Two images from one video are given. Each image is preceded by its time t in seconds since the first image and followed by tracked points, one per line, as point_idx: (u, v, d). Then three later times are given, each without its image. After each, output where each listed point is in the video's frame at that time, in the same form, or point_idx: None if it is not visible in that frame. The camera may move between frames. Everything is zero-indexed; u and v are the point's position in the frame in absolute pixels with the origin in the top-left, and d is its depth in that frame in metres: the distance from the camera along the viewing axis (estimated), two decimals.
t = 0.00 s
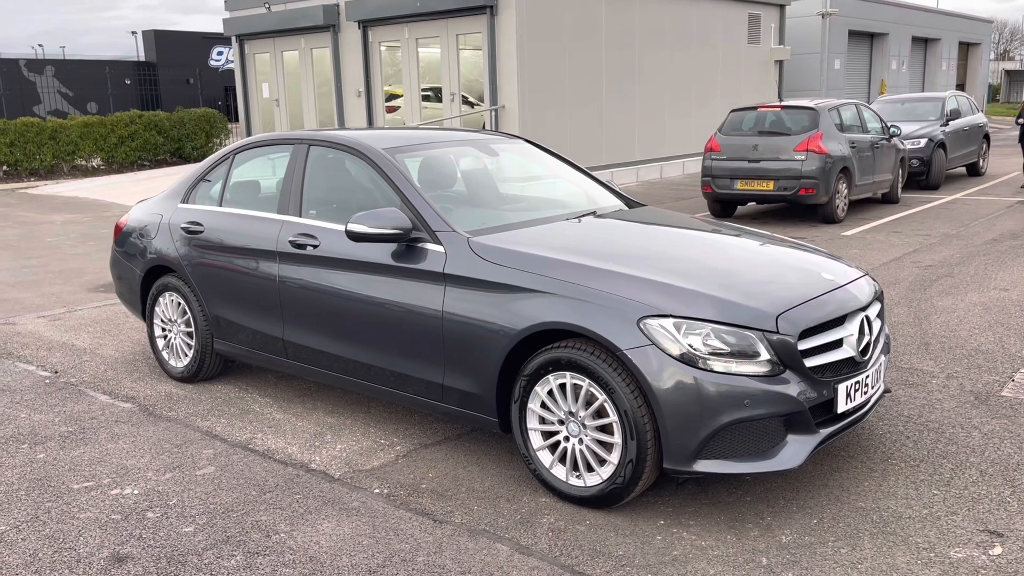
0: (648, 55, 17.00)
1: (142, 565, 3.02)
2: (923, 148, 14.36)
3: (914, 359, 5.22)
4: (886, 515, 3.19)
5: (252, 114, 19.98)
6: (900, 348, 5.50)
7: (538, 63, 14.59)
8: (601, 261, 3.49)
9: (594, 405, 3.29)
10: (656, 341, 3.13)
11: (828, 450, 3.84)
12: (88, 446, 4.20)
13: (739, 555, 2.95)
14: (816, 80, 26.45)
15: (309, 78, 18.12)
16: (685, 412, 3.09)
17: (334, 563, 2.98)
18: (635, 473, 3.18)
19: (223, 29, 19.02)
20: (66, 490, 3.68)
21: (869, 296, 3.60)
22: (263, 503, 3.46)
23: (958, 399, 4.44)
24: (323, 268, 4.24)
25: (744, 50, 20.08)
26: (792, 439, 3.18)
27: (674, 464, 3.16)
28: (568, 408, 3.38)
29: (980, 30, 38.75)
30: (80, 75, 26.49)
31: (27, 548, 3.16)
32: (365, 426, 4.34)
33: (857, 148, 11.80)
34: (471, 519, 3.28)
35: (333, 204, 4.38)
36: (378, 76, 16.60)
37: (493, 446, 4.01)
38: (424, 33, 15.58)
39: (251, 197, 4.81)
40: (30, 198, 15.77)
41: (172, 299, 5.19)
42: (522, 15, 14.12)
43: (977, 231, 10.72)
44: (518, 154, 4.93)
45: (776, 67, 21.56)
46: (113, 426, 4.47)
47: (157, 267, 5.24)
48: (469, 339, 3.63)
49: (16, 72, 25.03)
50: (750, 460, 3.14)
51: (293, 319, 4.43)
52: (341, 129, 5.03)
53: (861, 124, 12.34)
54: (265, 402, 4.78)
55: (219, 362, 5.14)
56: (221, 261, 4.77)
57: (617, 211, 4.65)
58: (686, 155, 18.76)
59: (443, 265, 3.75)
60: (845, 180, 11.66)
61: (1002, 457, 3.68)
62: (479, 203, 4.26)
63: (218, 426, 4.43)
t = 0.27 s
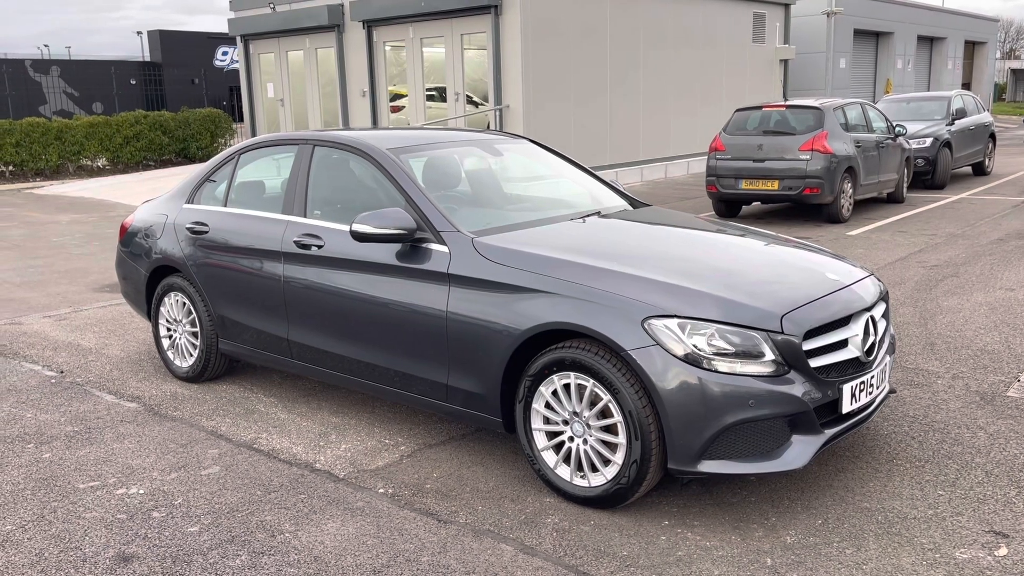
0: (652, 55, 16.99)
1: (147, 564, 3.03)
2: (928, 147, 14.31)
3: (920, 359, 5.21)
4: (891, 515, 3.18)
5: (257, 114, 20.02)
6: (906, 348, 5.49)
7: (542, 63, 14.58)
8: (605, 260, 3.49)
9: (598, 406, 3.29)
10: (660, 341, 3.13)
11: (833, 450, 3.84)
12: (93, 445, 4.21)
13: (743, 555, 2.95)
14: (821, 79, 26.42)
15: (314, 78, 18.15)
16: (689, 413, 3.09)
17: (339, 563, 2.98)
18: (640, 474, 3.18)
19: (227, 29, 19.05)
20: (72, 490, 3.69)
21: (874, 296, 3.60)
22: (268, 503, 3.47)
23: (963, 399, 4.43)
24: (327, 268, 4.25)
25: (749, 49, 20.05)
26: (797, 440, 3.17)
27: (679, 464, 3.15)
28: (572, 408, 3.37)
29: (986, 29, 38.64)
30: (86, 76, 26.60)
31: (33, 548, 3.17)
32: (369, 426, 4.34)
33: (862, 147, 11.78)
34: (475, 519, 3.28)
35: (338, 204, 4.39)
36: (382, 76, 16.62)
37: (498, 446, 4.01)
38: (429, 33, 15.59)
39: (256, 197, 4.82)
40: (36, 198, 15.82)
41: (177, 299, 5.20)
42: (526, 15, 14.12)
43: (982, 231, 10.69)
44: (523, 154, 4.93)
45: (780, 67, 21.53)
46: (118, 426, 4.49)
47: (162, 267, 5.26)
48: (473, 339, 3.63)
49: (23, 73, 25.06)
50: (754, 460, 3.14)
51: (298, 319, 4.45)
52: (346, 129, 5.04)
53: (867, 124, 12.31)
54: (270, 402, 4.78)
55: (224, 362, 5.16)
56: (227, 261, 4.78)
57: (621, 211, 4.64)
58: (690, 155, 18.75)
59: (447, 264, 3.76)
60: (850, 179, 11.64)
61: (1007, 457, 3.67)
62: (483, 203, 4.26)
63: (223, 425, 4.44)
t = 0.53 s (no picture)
0: (659, 54, 16.97)
1: (155, 562, 3.04)
2: (937, 146, 14.26)
3: (927, 359, 5.20)
4: (898, 515, 3.17)
5: (264, 114, 20.07)
6: (913, 348, 5.47)
7: (549, 62, 14.59)
8: (611, 260, 3.49)
9: (604, 405, 3.29)
10: (666, 341, 3.13)
11: (840, 450, 3.83)
12: (102, 444, 4.24)
13: (750, 555, 2.95)
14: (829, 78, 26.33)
15: (321, 78, 18.18)
16: (696, 412, 3.08)
17: (345, 562, 2.99)
18: (646, 473, 3.18)
19: (235, 29, 19.11)
20: (81, 488, 3.71)
21: (881, 295, 3.59)
22: (275, 501, 3.48)
23: (970, 400, 4.42)
24: (334, 267, 4.26)
25: (756, 48, 20.01)
26: (803, 440, 3.17)
27: (685, 464, 3.15)
28: (578, 407, 3.37)
29: (994, 28, 38.46)
30: (95, 76, 26.70)
31: (41, 545, 3.19)
32: (376, 425, 4.35)
33: (870, 147, 11.75)
34: (482, 518, 3.29)
35: (345, 203, 4.40)
36: (389, 75, 16.64)
37: (504, 445, 4.02)
38: (436, 32, 15.61)
39: (263, 197, 4.84)
40: (45, 198, 15.91)
41: (185, 298, 5.22)
42: (533, 15, 14.12)
43: (991, 230, 10.64)
44: (530, 153, 4.93)
45: (788, 66, 21.48)
46: (127, 424, 4.51)
47: (170, 266, 5.28)
48: (480, 338, 3.63)
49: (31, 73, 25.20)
50: (761, 460, 3.14)
51: (305, 318, 4.46)
52: (353, 129, 5.05)
53: (874, 123, 12.28)
54: (277, 401, 4.80)
55: (232, 360, 5.17)
56: (234, 261, 4.80)
57: (627, 210, 4.64)
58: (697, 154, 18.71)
59: (454, 264, 3.76)
60: (858, 179, 11.61)
61: (1016, 457, 3.65)
62: (490, 203, 4.26)
63: (230, 424, 4.45)
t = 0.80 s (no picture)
0: (669, 53, 16.93)
1: (164, 559, 3.06)
2: (948, 145, 14.19)
3: (938, 359, 5.17)
4: (907, 516, 3.16)
5: (274, 113, 20.13)
6: (923, 348, 5.45)
7: (558, 61, 14.57)
8: (619, 259, 3.49)
9: (611, 404, 3.28)
10: (674, 340, 3.12)
11: (849, 450, 3.82)
12: (112, 441, 4.26)
13: (758, 555, 2.94)
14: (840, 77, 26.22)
15: (331, 77, 18.22)
16: (703, 411, 3.08)
17: (352, 560, 3.00)
18: (653, 472, 3.17)
19: (245, 29, 19.17)
20: (90, 485, 3.73)
21: (890, 295, 3.58)
22: (283, 499, 3.49)
23: (981, 400, 4.39)
24: (343, 266, 4.27)
25: (766, 47, 19.93)
26: (812, 440, 3.16)
27: (693, 464, 3.15)
28: (586, 407, 3.37)
29: (1007, 26, 38.22)
30: (107, 76, 26.88)
31: (51, 542, 3.21)
32: (383, 424, 4.36)
33: (881, 145, 11.70)
34: (489, 517, 3.29)
35: (354, 202, 4.41)
36: (399, 74, 16.67)
37: (511, 444, 4.02)
38: (445, 32, 15.62)
39: (272, 195, 4.85)
40: (56, 197, 15.99)
41: (194, 297, 5.24)
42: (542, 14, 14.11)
43: (1003, 230, 10.57)
44: (538, 152, 4.93)
45: (798, 65, 21.40)
46: (136, 422, 4.53)
47: (180, 265, 5.30)
48: (487, 337, 3.64)
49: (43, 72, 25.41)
50: (769, 460, 3.13)
51: (313, 316, 4.47)
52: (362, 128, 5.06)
53: (885, 122, 12.23)
54: (286, 400, 4.81)
55: (241, 359, 5.19)
56: (243, 259, 4.81)
57: (636, 210, 4.63)
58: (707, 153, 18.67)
59: (462, 263, 3.77)
60: (868, 178, 11.57)
61: None
62: (498, 202, 4.26)
63: (239, 422, 4.47)
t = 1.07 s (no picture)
0: (681, 52, 16.88)
1: (171, 555, 3.07)
2: (962, 145, 14.08)
3: (949, 359, 5.13)
4: (916, 516, 3.14)
5: (286, 112, 20.20)
6: (934, 347, 5.41)
7: (569, 60, 14.56)
8: (626, 258, 3.48)
9: (618, 403, 3.27)
10: (681, 339, 3.11)
11: (858, 450, 3.79)
12: (121, 437, 4.29)
13: (764, 554, 2.92)
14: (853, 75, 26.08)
15: (342, 77, 18.27)
16: (710, 410, 3.06)
17: (358, 557, 3.00)
18: (659, 471, 3.16)
19: (258, 28, 19.25)
20: (100, 481, 3.75)
21: (900, 294, 3.55)
22: (290, 496, 3.50)
23: (992, 400, 4.36)
24: (351, 264, 4.28)
25: (778, 46, 19.85)
26: (819, 439, 3.14)
27: (699, 463, 3.13)
28: (592, 405, 3.36)
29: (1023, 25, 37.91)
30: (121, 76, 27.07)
31: (60, 537, 3.23)
32: (391, 421, 4.36)
33: (893, 145, 11.62)
34: (495, 515, 3.29)
35: (362, 201, 4.41)
36: (410, 73, 16.69)
37: (518, 442, 4.01)
38: (456, 31, 15.64)
39: (281, 194, 4.86)
40: (70, 196, 16.10)
41: (204, 295, 5.27)
42: (553, 13, 14.10)
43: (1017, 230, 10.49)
44: (547, 151, 4.93)
45: (811, 64, 21.30)
46: (146, 419, 4.55)
47: (190, 262, 5.32)
48: (494, 335, 3.63)
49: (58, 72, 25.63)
50: (776, 459, 3.12)
51: (321, 314, 4.48)
52: (370, 126, 5.07)
53: (898, 121, 12.16)
54: (294, 397, 4.82)
55: (250, 357, 5.21)
56: (253, 257, 4.83)
57: (644, 208, 4.62)
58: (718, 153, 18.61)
59: (469, 261, 3.77)
60: (881, 177, 11.50)
61: None
62: (506, 200, 4.26)
63: (247, 419, 4.49)
